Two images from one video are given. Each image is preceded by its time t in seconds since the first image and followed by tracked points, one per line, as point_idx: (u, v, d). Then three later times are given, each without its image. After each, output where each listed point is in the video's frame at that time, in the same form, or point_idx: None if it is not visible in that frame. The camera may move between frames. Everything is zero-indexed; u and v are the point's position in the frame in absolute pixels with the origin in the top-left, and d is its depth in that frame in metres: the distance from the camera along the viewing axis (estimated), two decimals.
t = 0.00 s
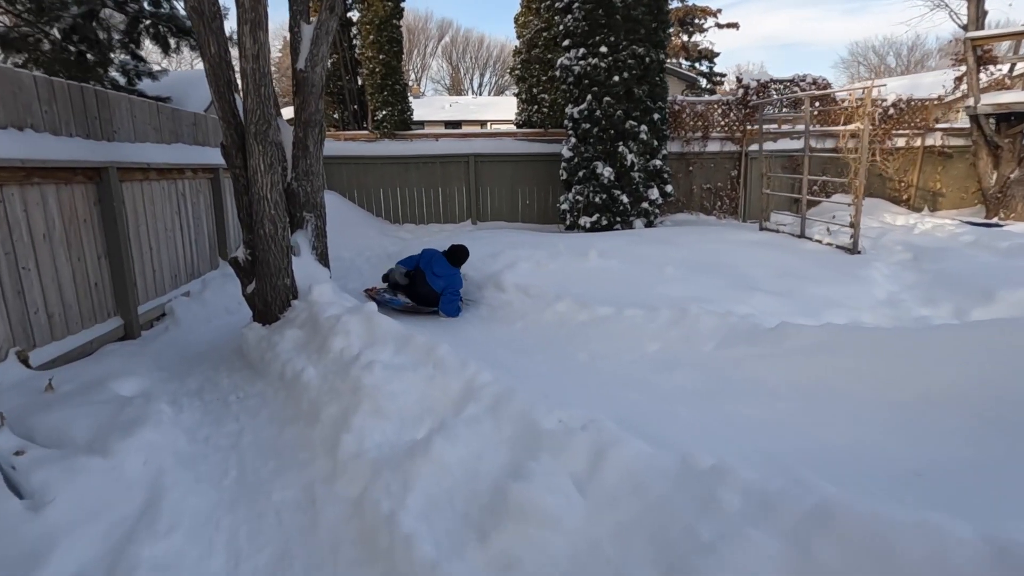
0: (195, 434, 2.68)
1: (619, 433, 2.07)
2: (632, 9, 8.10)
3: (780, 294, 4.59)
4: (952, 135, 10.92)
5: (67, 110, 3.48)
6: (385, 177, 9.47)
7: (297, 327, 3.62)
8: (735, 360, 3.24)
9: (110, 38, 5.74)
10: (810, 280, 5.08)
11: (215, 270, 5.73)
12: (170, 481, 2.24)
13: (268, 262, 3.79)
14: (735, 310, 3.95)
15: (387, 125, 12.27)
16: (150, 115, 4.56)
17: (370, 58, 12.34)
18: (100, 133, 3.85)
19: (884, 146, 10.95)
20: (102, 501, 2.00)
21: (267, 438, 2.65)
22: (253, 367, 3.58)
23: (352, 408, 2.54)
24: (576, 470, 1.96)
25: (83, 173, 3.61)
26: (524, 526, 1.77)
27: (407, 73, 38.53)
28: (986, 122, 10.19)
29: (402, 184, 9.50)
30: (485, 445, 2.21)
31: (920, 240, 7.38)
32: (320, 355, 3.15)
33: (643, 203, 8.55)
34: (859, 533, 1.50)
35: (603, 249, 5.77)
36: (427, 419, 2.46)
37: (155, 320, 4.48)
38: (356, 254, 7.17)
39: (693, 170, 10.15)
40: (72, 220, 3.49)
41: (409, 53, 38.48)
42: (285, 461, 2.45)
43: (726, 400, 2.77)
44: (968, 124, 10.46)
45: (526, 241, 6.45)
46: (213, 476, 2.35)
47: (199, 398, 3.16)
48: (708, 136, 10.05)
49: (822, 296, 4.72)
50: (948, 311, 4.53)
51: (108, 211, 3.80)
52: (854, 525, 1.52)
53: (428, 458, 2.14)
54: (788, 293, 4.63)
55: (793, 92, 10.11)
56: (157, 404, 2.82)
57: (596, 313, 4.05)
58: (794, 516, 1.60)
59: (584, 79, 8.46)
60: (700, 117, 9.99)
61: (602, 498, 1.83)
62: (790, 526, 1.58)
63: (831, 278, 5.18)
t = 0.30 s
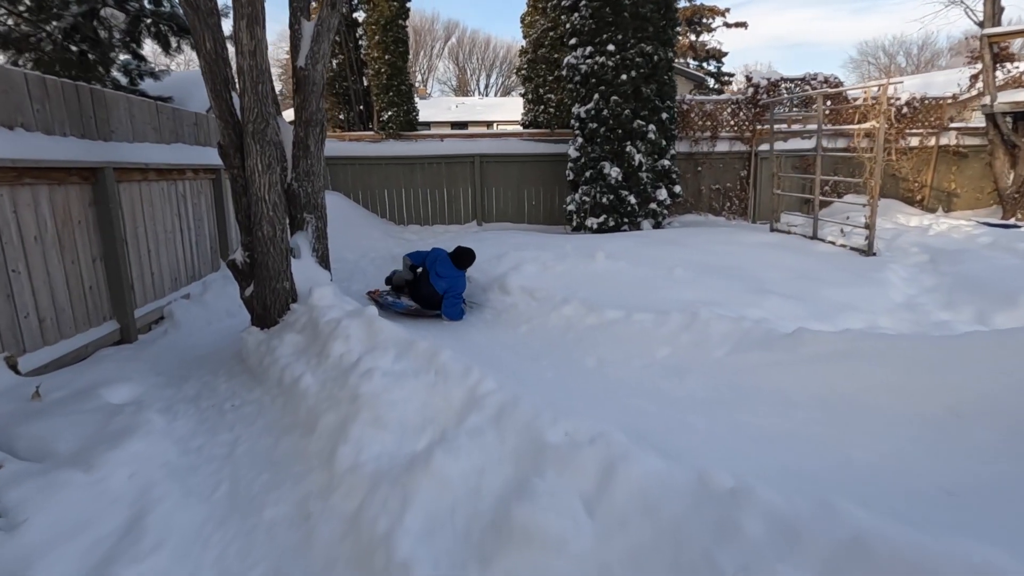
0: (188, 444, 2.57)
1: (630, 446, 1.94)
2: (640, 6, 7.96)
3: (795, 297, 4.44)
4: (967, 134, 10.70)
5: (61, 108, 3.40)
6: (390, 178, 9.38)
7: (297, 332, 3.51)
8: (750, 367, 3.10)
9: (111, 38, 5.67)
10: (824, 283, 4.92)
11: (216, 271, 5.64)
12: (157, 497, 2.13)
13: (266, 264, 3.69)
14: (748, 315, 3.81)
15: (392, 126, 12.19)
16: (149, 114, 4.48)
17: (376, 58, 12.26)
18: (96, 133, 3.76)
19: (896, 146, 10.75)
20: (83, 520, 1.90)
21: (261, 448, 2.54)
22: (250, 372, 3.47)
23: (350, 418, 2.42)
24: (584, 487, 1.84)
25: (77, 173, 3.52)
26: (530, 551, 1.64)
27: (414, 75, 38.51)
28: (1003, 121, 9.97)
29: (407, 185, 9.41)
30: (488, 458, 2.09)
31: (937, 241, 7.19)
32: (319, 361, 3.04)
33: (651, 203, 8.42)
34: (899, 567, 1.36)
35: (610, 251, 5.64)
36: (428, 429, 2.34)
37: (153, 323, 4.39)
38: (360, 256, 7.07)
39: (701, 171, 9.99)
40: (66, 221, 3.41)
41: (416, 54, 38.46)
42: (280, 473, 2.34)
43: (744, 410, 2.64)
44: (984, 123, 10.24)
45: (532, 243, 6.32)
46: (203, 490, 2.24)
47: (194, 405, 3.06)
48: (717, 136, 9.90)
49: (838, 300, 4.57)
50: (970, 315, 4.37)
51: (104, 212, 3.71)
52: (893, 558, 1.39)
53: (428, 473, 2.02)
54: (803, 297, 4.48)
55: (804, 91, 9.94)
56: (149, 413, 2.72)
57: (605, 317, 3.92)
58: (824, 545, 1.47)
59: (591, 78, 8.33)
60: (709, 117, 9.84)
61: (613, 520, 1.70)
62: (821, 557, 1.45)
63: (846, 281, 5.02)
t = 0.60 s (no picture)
0: (167, 460, 2.42)
1: (636, 469, 1.79)
2: (645, 2, 7.79)
3: (807, 300, 4.27)
4: (979, 132, 10.48)
5: (41, 105, 3.26)
6: (391, 178, 9.23)
7: (288, 338, 3.36)
8: (764, 376, 2.93)
9: (103, 35, 5.54)
10: (837, 286, 4.74)
11: (210, 274, 5.51)
12: (128, 523, 1.98)
13: (256, 267, 3.55)
14: (759, 320, 3.64)
15: (394, 126, 12.04)
16: (139, 113, 4.35)
17: (377, 58, 12.11)
18: (80, 131, 3.63)
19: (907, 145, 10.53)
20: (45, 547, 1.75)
21: (245, 463, 2.38)
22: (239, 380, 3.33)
23: (338, 431, 2.26)
24: (587, 513, 1.68)
25: (61, 173, 3.39)
26: None
27: (417, 75, 38.39)
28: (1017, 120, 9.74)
29: (408, 185, 9.27)
30: (484, 478, 1.93)
31: (950, 242, 6.99)
32: (308, 369, 2.89)
33: (656, 204, 8.25)
34: None
35: (615, 252, 5.47)
36: (420, 443, 2.18)
37: (143, 328, 4.26)
38: (360, 257, 6.93)
39: (707, 170, 9.82)
40: (47, 223, 3.27)
41: (420, 55, 38.37)
42: (262, 491, 2.18)
43: (758, 423, 2.47)
44: (997, 121, 10.01)
45: (535, 244, 6.16)
46: (179, 512, 2.09)
47: (178, 415, 2.92)
48: (723, 135, 9.72)
49: (851, 303, 4.39)
50: (990, 319, 4.20)
51: (88, 214, 3.58)
52: None
53: (418, 496, 1.87)
54: (816, 301, 4.31)
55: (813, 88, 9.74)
56: (127, 426, 2.57)
57: (610, 321, 3.75)
58: None
59: (594, 76, 8.17)
60: (715, 115, 9.66)
61: (619, 552, 1.54)
62: None
63: (859, 284, 4.84)
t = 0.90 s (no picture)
0: (151, 477, 2.31)
1: (646, 494, 1.66)
2: None
3: (818, 305, 4.15)
4: (988, 131, 10.31)
5: (27, 106, 3.15)
6: (391, 179, 9.12)
7: (282, 345, 3.24)
8: (777, 386, 2.81)
9: (97, 34, 5.43)
10: (848, 289, 4.61)
11: (206, 278, 5.40)
12: (107, 549, 1.87)
13: (249, 272, 3.43)
14: (770, 327, 3.51)
15: (395, 126, 11.92)
16: (131, 114, 4.25)
17: (378, 58, 11.98)
18: (68, 133, 3.52)
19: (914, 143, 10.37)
20: None
21: (232, 480, 2.27)
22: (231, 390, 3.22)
23: (329, 448, 2.14)
24: (593, 545, 1.56)
25: (47, 176, 3.28)
26: None
27: (419, 76, 38.28)
28: None
29: (409, 187, 9.16)
30: (483, 501, 1.81)
31: (961, 243, 6.85)
32: (301, 379, 2.78)
33: (661, 204, 8.12)
34: None
35: (620, 254, 5.35)
36: (416, 462, 2.07)
37: (136, 334, 4.15)
38: (360, 260, 6.82)
39: (712, 170, 9.69)
40: (32, 227, 3.17)
41: (421, 55, 38.28)
42: (250, 512, 2.07)
43: (772, 439, 2.35)
44: (1007, 119, 9.84)
45: (537, 246, 6.04)
46: (162, 536, 1.97)
47: (166, 427, 2.81)
48: (728, 134, 9.58)
49: (864, 307, 4.26)
50: (1007, 323, 4.07)
51: (77, 217, 3.47)
52: None
53: (413, 521, 1.75)
54: (827, 305, 4.18)
55: (819, 87, 9.59)
56: (112, 441, 2.46)
57: (616, 327, 3.62)
58: None
59: (597, 74, 8.04)
60: (720, 114, 9.52)
61: None
62: None
63: (870, 287, 4.71)
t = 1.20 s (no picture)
0: (139, 493, 2.17)
1: (674, 518, 1.52)
2: None
3: (836, 307, 4.00)
4: (999, 128, 10.13)
5: (13, 100, 3.02)
6: (393, 179, 8.98)
7: (279, 350, 3.09)
8: (801, 394, 2.66)
9: (92, 29, 5.31)
10: (865, 290, 4.46)
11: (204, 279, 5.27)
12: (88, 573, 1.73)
13: (246, 273, 3.29)
14: (789, 330, 3.36)
15: (396, 125, 11.80)
16: (125, 110, 4.11)
17: (380, 56, 11.81)
18: (58, 129, 3.38)
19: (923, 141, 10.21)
20: None
21: (224, 496, 2.13)
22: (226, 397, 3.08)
23: (327, 463, 1.99)
24: None
25: (35, 174, 3.15)
26: None
27: (420, 76, 38.13)
28: None
29: (411, 186, 9.03)
30: (493, 524, 1.67)
31: (975, 242, 6.70)
32: (299, 386, 2.63)
33: (667, 203, 7.98)
34: None
35: (628, 254, 5.20)
36: (420, 479, 1.93)
37: (130, 337, 4.02)
38: (361, 260, 6.69)
39: (718, 169, 9.54)
40: (19, 227, 3.03)
41: (422, 55, 38.15)
42: (242, 532, 1.93)
43: (800, 452, 2.20)
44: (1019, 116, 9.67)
45: (543, 246, 5.89)
46: (147, 559, 1.84)
47: (157, 436, 2.67)
48: (735, 132, 9.42)
49: (883, 309, 4.11)
50: None
51: (67, 217, 3.33)
52: None
53: (417, 548, 1.60)
54: (844, 307, 4.03)
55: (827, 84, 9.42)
56: (98, 454, 2.33)
57: (627, 330, 3.47)
58: None
59: (603, 71, 7.89)
60: (727, 112, 9.36)
61: None
62: None
63: (887, 288, 4.56)
